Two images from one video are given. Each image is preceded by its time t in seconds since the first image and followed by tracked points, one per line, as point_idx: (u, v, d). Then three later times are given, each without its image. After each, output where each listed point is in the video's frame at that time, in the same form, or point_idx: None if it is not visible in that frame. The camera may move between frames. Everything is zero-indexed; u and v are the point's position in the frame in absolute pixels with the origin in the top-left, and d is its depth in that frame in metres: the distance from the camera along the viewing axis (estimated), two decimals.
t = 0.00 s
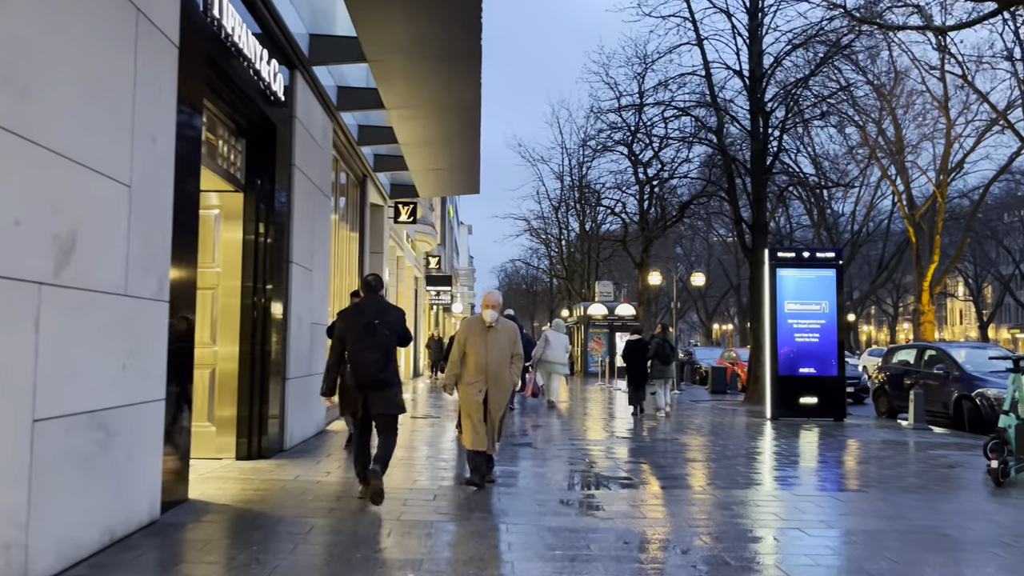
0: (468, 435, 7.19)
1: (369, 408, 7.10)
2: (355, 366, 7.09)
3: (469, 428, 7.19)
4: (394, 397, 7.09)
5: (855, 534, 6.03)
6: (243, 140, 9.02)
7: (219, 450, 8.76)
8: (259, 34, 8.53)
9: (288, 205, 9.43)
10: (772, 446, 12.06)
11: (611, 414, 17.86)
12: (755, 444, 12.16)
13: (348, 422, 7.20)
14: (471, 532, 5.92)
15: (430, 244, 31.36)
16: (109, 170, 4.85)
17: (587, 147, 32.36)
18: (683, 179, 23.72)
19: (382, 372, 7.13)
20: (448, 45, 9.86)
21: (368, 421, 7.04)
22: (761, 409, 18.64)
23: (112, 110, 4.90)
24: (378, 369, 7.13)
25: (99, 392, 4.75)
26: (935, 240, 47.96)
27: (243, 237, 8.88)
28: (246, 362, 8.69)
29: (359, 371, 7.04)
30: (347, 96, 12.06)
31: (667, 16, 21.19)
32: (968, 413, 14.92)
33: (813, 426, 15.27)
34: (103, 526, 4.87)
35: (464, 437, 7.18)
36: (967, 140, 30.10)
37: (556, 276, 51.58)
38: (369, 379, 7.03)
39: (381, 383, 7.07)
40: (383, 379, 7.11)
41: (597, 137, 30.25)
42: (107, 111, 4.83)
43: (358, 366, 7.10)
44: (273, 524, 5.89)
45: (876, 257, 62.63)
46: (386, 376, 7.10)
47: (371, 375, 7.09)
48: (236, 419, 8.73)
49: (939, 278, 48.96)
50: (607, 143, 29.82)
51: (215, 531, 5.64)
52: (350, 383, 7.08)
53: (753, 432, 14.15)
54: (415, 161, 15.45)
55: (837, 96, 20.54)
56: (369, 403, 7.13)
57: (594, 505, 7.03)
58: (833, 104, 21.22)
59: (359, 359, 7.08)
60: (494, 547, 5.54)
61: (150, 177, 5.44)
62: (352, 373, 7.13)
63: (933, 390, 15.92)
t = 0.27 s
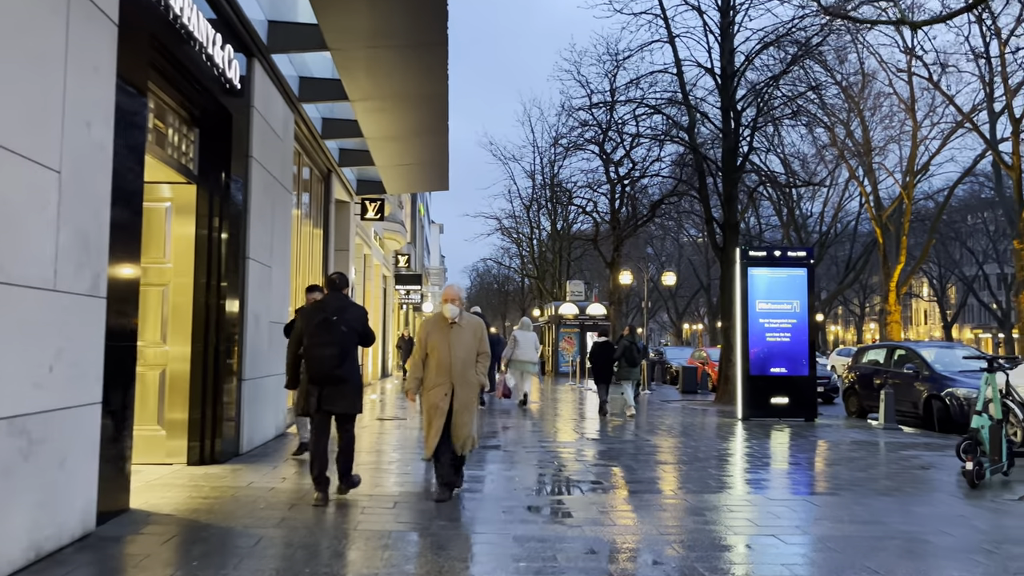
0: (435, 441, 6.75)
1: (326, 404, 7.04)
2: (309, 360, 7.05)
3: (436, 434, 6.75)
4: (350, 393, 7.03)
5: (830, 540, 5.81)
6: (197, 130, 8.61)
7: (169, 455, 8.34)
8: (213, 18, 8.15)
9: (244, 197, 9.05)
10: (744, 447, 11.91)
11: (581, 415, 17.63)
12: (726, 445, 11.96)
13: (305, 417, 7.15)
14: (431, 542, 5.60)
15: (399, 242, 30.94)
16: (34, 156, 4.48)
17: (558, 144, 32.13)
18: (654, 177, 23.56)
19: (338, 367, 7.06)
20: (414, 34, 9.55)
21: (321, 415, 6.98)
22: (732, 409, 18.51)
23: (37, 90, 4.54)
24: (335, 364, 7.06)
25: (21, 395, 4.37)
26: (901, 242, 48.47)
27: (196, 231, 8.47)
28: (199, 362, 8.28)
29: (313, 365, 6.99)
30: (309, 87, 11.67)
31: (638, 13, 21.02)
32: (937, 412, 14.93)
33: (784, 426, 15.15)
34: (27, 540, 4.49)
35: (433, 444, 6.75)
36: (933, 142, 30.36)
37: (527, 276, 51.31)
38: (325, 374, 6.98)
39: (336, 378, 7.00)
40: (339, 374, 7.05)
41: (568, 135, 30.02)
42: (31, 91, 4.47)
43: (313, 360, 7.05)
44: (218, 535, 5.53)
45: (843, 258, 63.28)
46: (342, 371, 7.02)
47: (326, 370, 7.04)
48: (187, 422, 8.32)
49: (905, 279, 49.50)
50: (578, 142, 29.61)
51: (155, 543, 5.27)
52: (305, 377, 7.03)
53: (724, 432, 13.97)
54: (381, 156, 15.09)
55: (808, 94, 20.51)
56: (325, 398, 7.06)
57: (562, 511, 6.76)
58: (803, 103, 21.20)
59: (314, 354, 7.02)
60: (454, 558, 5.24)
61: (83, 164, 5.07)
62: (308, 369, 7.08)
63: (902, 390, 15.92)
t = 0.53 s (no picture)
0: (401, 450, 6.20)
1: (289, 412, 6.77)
2: (273, 367, 6.71)
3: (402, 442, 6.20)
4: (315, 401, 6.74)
5: (811, 548, 5.56)
6: (149, 118, 8.18)
7: (117, 460, 7.91)
8: (167, 1, 7.75)
9: (200, 189, 8.62)
10: (718, 449, 11.70)
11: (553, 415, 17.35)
12: (700, 447, 11.75)
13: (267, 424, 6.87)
14: (392, 555, 5.26)
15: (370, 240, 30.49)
16: None
17: (530, 143, 31.90)
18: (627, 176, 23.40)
19: (303, 375, 6.75)
20: (380, 21, 9.19)
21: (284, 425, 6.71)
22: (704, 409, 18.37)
23: None
24: (299, 371, 6.74)
25: None
26: (870, 242, 48.99)
27: (149, 225, 8.06)
28: (151, 362, 7.88)
29: (277, 373, 6.65)
30: (272, 77, 11.27)
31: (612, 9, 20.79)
32: (910, 412, 14.89)
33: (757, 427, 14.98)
34: None
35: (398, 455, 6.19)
36: (902, 144, 30.61)
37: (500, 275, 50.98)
38: (290, 383, 6.68)
39: (301, 386, 6.70)
40: (303, 382, 6.75)
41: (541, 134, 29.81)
42: None
43: (276, 366, 6.72)
44: (162, 548, 5.15)
45: (813, 259, 63.73)
46: (307, 380, 6.71)
47: (290, 378, 6.72)
48: (138, 425, 7.90)
49: (874, 279, 50.01)
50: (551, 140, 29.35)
51: (92, 558, 4.88)
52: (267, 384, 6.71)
53: (697, 433, 13.76)
54: (348, 150, 14.67)
55: (780, 93, 20.47)
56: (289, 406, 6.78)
57: (532, 518, 6.46)
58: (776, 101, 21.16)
59: (278, 360, 6.68)
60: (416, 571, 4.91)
61: (11, 147, 4.68)
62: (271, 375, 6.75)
63: (875, 389, 15.85)
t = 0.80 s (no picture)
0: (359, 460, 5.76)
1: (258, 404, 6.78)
2: (241, 358, 6.74)
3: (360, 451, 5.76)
4: (284, 393, 6.77)
5: (791, 557, 5.32)
6: (97, 105, 7.74)
7: (61, 467, 7.47)
8: None
9: (153, 181, 8.21)
10: (692, 451, 11.46)
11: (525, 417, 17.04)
12: (673, 449, 11.52)
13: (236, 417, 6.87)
14: (350, 569, 4.92)
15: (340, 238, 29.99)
16: None
17: (503, 141, 31.58)
18: (601, 174, 23.16)
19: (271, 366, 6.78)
20: (345, 7, 8.82)
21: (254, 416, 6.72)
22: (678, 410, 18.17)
23: None
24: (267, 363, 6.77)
25: None
26: (841, 242, 49.35)
27: (97, 218, 7.62)
28: (98, 362, 7.46)
29: (245, 363, 6.68)
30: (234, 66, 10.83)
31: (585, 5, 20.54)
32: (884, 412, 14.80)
33: (732, 427, 14.80)
34: None
35: (355, 463, 5.75)
36: (873, 144, 30.74)
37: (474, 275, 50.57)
38: (258, 373, 6.70)
39: (269, 377, 6.72)
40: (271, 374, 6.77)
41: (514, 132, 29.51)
42: None
43: (244, 358, 6.75)
44: (99, 565, 4.76)
45: (784, 259, 64.08)
46: (275, 370, 6.74)
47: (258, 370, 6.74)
48: (84, 430, 7.46)
49: (845, 279, 50.38)
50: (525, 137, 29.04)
51: None
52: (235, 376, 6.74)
53: (671, 434, 13.54)
54: (315, 144, 14.25)
55: (754, 91, 20.38)
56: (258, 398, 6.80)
57: (502, 527, 6.15)
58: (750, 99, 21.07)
59: (246, 352, 6.71)
60: None
61: None
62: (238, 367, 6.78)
63: (849, 389, 15.76)
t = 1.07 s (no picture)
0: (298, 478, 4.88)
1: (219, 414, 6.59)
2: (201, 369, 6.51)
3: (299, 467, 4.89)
4: (246, 403, 6.61)
5: (770, 568, 5.05)
6: (41, 90, 7.30)
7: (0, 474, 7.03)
8: None
9: (103, 173, 7.80)
10: (666, 453, 11.22)
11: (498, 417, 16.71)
12: (648, 451, 11.24)
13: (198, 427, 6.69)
14: None
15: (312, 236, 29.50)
16: None
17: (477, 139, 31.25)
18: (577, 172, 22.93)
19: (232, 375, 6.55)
20: None
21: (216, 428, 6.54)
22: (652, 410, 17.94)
23: None
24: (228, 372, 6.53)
25: None
26: (813, 243, 49.64)
27: (39, 210, 7.20)
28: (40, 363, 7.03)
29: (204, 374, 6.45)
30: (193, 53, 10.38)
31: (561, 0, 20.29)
32: (859, 412, 14.67)
33: (707, 427, 14.60)
34: None
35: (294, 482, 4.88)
36: (845, 144, 30.85)
37: (448, 274, 50.17)
38: (218, 384, 6.48)
39: (230, 388, 6.52)
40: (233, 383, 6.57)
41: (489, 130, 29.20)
42: None
43: (204, 368, 6.52)
44: None
45: (758, 259, 64.40)
46: (237, 380, 6.53)
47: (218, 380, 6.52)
48: (24, 434, 7.01)
49: (817, 279, 50.68)
50: (501, 135, 28.74)
51: None
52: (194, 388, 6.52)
53: (646, 436, 13.28)
54: (281, 137, 13.82)
55: (730, 88, 20.25)
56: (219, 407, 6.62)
57: (468, 537, 5.81)
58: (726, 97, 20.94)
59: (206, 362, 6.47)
60: None
61: None
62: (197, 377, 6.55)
63: (824, 389, 15.62)
